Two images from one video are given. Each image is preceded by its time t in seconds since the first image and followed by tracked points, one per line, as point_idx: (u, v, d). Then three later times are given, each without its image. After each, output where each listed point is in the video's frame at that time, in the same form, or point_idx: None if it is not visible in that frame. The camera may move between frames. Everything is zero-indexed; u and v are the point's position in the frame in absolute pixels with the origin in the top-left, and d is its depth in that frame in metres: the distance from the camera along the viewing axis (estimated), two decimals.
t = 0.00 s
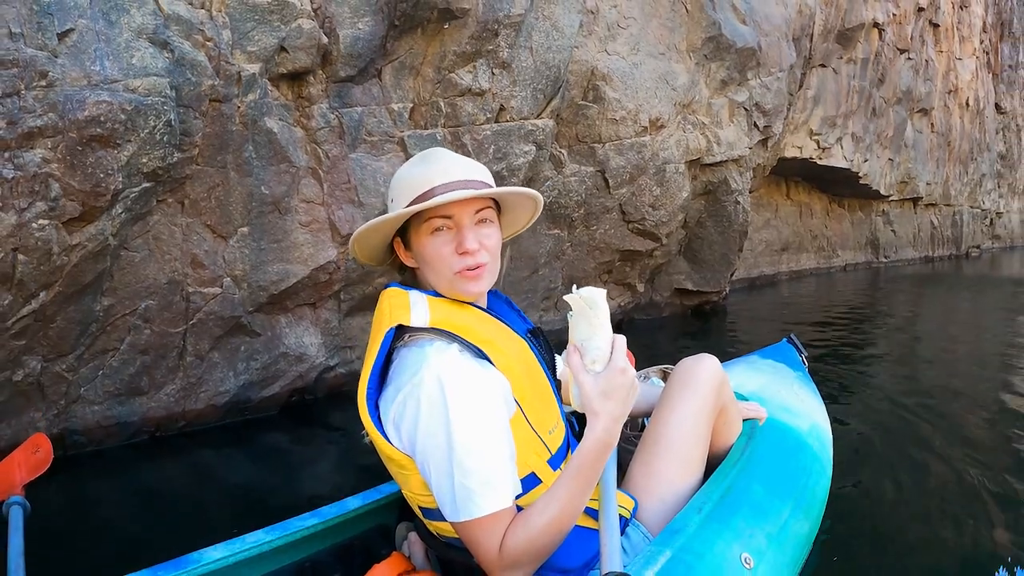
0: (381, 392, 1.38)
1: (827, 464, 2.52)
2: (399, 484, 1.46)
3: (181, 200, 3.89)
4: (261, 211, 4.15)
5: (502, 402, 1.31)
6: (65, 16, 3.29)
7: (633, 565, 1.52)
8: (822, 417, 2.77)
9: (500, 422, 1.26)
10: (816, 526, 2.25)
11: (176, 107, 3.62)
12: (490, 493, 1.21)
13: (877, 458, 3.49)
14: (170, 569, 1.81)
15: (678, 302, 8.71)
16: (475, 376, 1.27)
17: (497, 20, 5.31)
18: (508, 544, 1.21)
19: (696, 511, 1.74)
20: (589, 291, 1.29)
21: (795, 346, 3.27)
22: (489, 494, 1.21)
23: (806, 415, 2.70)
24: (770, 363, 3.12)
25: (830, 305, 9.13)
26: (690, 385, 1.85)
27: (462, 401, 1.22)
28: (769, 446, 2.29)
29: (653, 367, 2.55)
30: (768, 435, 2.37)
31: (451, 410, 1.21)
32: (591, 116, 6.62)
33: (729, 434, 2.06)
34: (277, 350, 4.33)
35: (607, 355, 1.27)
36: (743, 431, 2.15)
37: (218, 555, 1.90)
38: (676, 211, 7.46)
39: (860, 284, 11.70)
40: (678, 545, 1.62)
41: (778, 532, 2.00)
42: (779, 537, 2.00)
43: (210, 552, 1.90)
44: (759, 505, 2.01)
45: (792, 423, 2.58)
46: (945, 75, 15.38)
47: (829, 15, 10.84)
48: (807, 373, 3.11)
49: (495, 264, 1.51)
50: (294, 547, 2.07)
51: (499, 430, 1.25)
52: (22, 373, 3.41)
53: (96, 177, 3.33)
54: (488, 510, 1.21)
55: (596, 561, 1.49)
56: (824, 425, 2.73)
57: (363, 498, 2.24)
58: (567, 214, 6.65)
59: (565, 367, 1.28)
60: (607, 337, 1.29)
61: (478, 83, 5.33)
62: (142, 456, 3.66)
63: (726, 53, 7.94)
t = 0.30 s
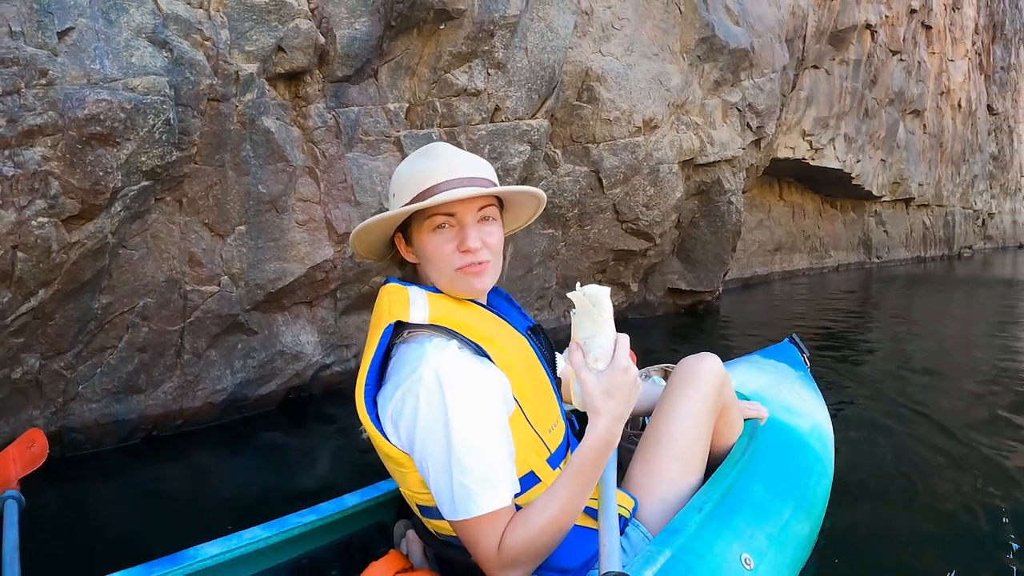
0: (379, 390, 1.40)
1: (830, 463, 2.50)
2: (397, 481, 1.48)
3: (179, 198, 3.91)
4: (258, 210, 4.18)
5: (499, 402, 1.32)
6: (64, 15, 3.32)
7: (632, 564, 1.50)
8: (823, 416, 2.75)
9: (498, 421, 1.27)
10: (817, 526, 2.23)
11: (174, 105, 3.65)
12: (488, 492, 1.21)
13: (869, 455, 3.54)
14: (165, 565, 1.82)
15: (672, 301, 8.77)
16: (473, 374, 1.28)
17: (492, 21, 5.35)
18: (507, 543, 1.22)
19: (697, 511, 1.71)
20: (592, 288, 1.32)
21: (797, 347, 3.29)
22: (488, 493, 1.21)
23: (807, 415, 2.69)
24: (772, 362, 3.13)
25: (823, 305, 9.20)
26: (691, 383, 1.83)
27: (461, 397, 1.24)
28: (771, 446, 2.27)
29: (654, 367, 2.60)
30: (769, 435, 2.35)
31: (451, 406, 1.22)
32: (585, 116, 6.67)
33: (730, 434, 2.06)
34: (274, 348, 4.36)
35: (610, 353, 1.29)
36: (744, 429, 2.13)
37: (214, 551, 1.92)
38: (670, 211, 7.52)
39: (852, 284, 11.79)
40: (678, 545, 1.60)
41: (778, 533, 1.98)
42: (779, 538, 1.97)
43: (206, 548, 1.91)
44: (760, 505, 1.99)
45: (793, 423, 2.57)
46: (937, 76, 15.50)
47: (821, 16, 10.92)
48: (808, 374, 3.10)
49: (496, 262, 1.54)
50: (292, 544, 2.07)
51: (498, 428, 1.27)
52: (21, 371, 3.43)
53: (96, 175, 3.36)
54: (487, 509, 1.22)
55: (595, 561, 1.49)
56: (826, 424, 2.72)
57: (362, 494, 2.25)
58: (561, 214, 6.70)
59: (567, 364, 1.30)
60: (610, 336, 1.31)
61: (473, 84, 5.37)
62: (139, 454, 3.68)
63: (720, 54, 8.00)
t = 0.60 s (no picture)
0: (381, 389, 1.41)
1: (829, 465, 2.52)
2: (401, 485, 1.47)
3: (178, 198, 3.94)
4: (256, 210, 4.21)
5: (497, 406, 1.26)
6: (65, 16, 3.36)
7: (632, 564, 1.50)
8: (825, 418, 2.78)
9: (491, 426, 1.22)
10: (816, 528, 2.25)
11: (174, 106, 3.68)
12: (471, 496, 1.16)
13: (861, 453, 3.59)
14: (165, 564, 1.86)
15: (665, 301, 8.84)
16: (471, 376, 1.25)
17: (488, 23, 5.39)
18: (484, 551, 1.15)
19: (697, 512, 1.71)
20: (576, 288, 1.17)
21: (799, 348, 3.32)
22: (471, 498, 1.16)
23: (809, 416, 2.72)
24: (773, 364, 3.15)
25: (815, 305, 9.28)
26: (693, 384, 1.82)
27: (454, 398, 1.20)
28: (771, 447, 2.29)
29: (655, 368, 2.62)
30: (770, 436, 2.37)
31: (442, 406, 1.19)
32: (579, 117, 6.72)
33: (731, 435, 2.06)
34: (272, 347, 4.39)
35: (601, 357, 1.15)
36: (745, 431, 2.14)
37: (214, 550, 1.95)
38: (663, 211, 7.57)
39: (845, 284, 11.88)
40: (677, 546, 1.60)
41: (778, 534, 2.00)
42: (779, 539, 1.99)
43: (205, 547, 1.95)
44: (760, 506, 2.00)
45: (795, 425, 2.59)
46: (929, 77, 15.61)
47: (814, 18, 11.01)
48: (809, 376, 3.14)
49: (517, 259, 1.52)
50: (291, 543, 2.11)
51: (490, 433, 1.21)
52: (21, 370, 3.46)
53: (96, 175, 3.39)
54: (467, 514, 1.16)
55: (594, 562, 1.51)
56: (827, 426, 2.75)
57: (361, 494, 2.28)
58: (556, 215, 6.75)
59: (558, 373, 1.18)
60: (603, 338, 1.17)
61: (469, 85, 5.41)
62: (138, 453, 3.71)
63: (713, 56, 8.05)
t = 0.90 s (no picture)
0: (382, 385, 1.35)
1: (829, 462, 2.47)
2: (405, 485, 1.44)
3: (179, 197, 3.99)
4: (256, 209, 4.26)
5: (482, 402, 1.19)
6: (68, 16, 3.41)
7: (632, 560, 1.44)
8: (824, 415, 2.75)
9: (472, 419, 1.16)
10: (817, 525, 2.18)
11: (176, 106, 3.72)
12: (436, 492, 1.09)
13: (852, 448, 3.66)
14: (167, 559, 1.81)
15: (659, 300, 8.92)
16: (462, 367, 1.20)
17: (484, 24, 5.46)
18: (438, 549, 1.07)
19: (697, 507, 1.64)
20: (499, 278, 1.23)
21: (798, 346, 3.35)
22: (435, 494, 1.09)
23: (808, 413, 2.67)
24: (773, 361, 3.16)
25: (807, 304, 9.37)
26: (691, 381, 1.76)
27: (435, 384, 1.16)
28: (770, 445, 2.22)
29: (655, 365, 2.71)
30: (769, 432, 2.31)
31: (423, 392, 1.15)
32: (574, 117, 6.79)
33: (732, 431, 1.96)
34: (271, 345, 4.45)
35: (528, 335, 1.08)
36: (745, 428, 2.04)
37: (216, 545, 1.91)
38: (657, 211, 7.64)
39: (836, 283, 12.00)
40: (677, 541, 1.54)
41: (778, 530, 1.92)
42: (778, 535, 1.91)
43: (207, 542, 1.90)
44: (760, 502, 1.93)
45: (795, 420, 2.55)
46: (921, 78, 15.74)
47: (806, 19, 11.12)
48: (809, 374, 3.14)
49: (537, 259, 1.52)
50: (293, 537, 2.07)
51: (469, 426, 1.15)
52: (24, 366, 3.50)
53: (99, 173, 3.43)
54: (429, 511, 1.09)
55: (595, 559, 1.45)
56: (827, 423, 2.70)
57: (363, 489, 2.25)
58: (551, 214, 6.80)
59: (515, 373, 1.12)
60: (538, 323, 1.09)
61: (466, 86, 5.48)
62: (138, 450, 3.76)
63: (706, 57, 8.12)
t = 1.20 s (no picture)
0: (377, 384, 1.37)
1: (829, 459, 2.45)
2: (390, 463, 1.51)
3: (180, 196, 4.02)
4: (256, 208, 4.30)
5: (483, 406, 1.25)
6: (71, 16, 3.45)
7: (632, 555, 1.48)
8: (824, 412, 2.74)
9: (477, 421, 1.23)
10: (817, 522, 2.18)
11: (178, 105, 3.76)
12: (453, 498, 1.17)
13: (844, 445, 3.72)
14: (171, 555, 1.85)
15: (653, 299, 9.00)
16: (464, 369, 1.25)
17: (481, 25, 5.51)
18: (462, 552, 1.16)
19: (698, 503, 1.69)
20: (596, 320, 1.17)
21: (800, 344, 3.28)
22: (452, 499, 1.17)
23: (809, 410, 2.67)
24: (774, 359, 3.13)
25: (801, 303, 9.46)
26: (693, 377, 1.81)
27: (442, 393, 1.20)
28: (770, 442, 2.23)
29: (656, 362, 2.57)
30: (768, 429, 2.31)
31: (432, 402, 1.19)
32: (570, 118, 6.85)
33: (732, 428, 2.04)
34: (270, 343, 4.49)
35: (613, 389, 1.13)
36: (745, 425, 2.12)
37: (219, 542, 1.96)
38: (652, 210, 7.71)
39: (829, 283, 12.09)
40: (679, 536, 1.58)
41: (778, 526, 1.94)
42: (780, 530, 1.93)
43: (210, 539, 1.95)
44: (760, 498, 1.95)
45: (795, 418, 2.54)
46: (913, 78, 15.87)
47: (799, 21, 11.22)
48: (811, 372, 3.11)
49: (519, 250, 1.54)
50: (296, 535, 2.12)
51: (476, 429, 1.22)
52: (26, 364, 3.54)
53: (102, 172, 3.47)
54: (446, 515, 1.16)
55: (596, 554, 1.52)
56: (827, 420, 2.69)
57: (365, 486, 2.29)
58: (547, 214, 6.85)
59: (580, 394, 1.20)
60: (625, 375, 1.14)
61: (463, 86, 5.53)
62: (140, 448, 3.80)
63: (700, 58, 8.19)
